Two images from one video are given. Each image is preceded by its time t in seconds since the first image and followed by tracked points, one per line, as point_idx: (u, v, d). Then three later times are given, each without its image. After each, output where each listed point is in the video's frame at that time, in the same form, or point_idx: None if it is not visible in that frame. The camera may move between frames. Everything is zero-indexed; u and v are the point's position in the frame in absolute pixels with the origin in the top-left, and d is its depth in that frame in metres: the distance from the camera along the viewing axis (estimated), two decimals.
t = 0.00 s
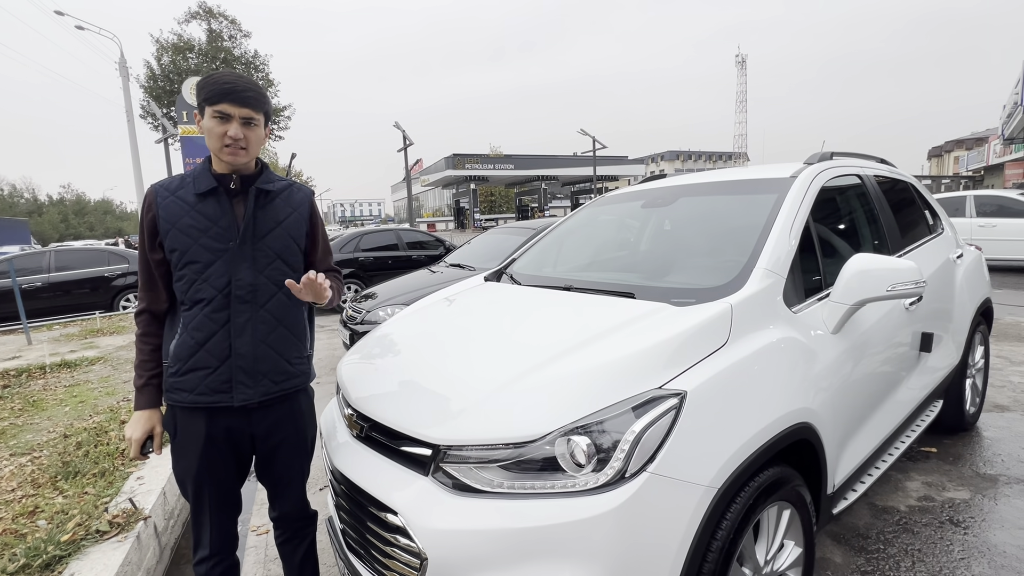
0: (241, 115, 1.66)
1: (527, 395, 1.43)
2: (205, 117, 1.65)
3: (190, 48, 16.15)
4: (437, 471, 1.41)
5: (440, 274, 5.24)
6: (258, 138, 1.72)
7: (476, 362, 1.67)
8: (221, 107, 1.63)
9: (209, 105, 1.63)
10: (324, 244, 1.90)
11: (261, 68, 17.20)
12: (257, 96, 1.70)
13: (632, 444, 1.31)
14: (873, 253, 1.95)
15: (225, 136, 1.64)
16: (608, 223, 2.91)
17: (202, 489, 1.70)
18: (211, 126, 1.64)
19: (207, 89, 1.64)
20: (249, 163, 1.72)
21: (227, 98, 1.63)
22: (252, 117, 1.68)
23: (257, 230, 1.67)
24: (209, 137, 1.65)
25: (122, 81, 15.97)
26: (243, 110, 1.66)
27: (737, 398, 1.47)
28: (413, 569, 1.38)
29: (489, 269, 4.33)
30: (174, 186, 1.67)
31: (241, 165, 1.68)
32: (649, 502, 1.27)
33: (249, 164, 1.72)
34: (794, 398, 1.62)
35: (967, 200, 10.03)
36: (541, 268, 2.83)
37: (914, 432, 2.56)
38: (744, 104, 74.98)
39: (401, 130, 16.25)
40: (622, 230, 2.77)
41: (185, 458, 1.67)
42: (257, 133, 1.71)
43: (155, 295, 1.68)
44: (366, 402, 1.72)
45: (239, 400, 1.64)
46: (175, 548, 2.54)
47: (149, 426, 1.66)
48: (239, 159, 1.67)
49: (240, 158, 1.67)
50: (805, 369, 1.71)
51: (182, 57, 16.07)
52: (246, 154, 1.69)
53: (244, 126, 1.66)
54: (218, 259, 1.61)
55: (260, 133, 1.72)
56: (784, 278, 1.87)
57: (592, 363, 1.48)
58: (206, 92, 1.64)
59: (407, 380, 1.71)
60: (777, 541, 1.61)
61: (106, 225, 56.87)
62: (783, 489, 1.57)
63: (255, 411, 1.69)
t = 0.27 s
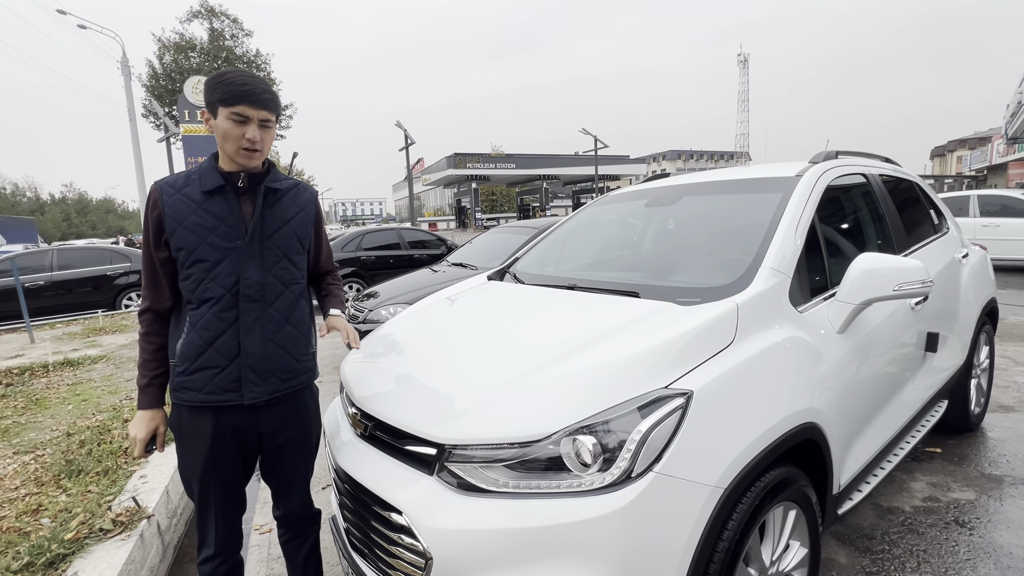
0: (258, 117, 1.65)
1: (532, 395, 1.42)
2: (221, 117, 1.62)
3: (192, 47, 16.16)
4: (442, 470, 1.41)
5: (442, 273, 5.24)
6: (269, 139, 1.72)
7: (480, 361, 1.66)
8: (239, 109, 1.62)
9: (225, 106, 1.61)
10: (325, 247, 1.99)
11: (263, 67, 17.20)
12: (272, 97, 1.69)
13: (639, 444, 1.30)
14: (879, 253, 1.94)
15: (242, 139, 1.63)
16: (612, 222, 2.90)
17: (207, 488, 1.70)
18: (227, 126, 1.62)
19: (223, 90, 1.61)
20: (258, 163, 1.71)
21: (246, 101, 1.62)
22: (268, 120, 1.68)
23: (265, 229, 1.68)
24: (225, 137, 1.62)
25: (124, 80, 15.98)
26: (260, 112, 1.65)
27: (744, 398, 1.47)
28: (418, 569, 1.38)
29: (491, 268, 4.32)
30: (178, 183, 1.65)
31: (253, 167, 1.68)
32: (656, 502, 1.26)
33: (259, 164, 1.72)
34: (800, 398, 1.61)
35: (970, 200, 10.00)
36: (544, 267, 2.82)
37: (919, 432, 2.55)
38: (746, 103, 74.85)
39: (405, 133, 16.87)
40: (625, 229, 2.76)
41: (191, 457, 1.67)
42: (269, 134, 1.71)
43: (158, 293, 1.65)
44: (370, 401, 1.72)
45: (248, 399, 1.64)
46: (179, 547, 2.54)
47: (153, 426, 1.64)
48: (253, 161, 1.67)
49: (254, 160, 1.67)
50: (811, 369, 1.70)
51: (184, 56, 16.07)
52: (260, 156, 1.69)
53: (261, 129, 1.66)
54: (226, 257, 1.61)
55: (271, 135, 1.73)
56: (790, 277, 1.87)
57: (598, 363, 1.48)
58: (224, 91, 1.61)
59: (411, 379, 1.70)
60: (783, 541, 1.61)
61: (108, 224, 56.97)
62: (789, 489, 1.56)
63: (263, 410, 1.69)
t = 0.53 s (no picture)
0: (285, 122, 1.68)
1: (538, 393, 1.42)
2: (250, 122, 1.61)
3: (196, 46, 16.20)
4: (448, 468, 1.40)
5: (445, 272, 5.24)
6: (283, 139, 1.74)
7: (485, 360, 1.66)
8: (272, 115, 1.63)
9: (257, 112, 1.61)
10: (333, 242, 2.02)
11: (267, 65, 17.24)
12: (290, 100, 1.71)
13: (645, 442, 1.30)
14: (886, 252, 1.93)
15: (274, 144, 1.66)
16: (616, 221, 2.89)
17: (214, 485, 1.70)
18: (257, 132, 1.62)
19: (254, 95, 1.60)
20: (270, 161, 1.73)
21: (277, 108, 1.64)
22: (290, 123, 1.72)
23: (273, 225, 1.69)
24: (256, 143, 1.63)
25: (129, 78, 16.03)
26: (286, 118, 1.68)
27: (750, 397, 1.46)
28: (424, 566, 1.38)
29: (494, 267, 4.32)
30: (184, 180, 1.64)
31: (268, 168, 1.70)
32: (662, 501, 1.26)
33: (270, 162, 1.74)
34: (806, 397, 1.61)
35: (975, 200, 9.97)
36: (548, 266, 2.81)
37: (925, 432, 2.54)
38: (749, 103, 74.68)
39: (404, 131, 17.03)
40: (629, 228, 2.75)
41: (198, 455, 1.67)
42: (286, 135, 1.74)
43: (165, 291, 1.65)
44: (374, 398, 1.72)
45: (259, 395, 1.65)
46: (183, 544, 2.55)
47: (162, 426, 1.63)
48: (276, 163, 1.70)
49: (276, 162, 1.71)
50: (817, 368, 1.69)
51: (187, 55, 16.11)
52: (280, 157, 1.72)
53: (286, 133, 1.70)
54: (235, 254, 1.62)
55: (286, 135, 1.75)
56: (796, 276, 1.86)
57: (604, 361, 1.47)
58: (258, 97, 1.60)
59: (416, 377, 1.70)
60: (788, 541, 1.60)
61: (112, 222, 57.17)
62: (795, 488, 1.55)
63: (271, 406, 1.70)
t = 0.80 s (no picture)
0: (286, 114, 1.66)
1: (541, 392, 1.41)
2: (249, 114, 1.60)
3: (200, 45, 16.25)
4: (450, 466, 1.40)
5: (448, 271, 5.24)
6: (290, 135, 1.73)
7: (488, 358, 1.66)
8: (270, 107, 1.62)
9: (256, 103, 1.61)
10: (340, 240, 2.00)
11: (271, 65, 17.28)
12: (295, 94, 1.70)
13: (647, 441, 1.29)
14: (892, 252, 1.91)
15: (274, 136, 1.64)
16: (620, 220, 2.87)
17: (215, 480, 1.70)
18: (256, 124, 1.61)
19: (254, 87, 1.61)
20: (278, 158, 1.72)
21: (277, 99, 1.63)
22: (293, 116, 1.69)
23: (281, 223, 1.69)
24: (256, 135, 1.62)
25: (133, 78, 16.08)
26: (288, 110, 1.66)
27: (753, 397, 1.45)
28: (425, 565, 1.37)
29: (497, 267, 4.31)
30: (194, 174, 1.64)
31: (274, 163, 1.69)
32: (664, 501, 1.25)
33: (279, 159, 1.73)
34: (810, 397, 1.60)
35: (981, 201, 9.92)
36: (550, 265, 2.81)
37: (929, 434, 2.53)
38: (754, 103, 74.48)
39: (400, 124, 17.77)
40: (633, 227, 2.74)
41: (200, 450, 1.67)
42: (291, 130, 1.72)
43: (171, 285, 1.65)
44: (377, 397, 1.72)
45: (262, 392, 1.65)
46: (186, 541, 2.55)
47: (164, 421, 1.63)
48: (278, 157, 1.68)
49: (279, 156, 1.68)
50: (821, 368, 1.68)
51: (192, 54, 16.16)
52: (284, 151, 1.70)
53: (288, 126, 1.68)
54: (242, 250, 1.62)
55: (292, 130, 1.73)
56: (801, 276, 1.85)
57: (607, 360, 1.46)
58: (256, 89, 1.60)
59: (417, 376, 1.70)
60: (791, 541, 1.60)
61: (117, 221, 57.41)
62: (799, 489, 1.55)
63: (274, 403, 1.70)
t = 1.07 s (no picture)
0: (274, 110, 1.66)
1: (542, 392, 1.41)
2: (238, 111, 1.64)
3: (205, 45, 16.30)
4: (451, 465, 1.40)
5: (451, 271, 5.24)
6: (289, 134, 1.72)
7: (490, 358, 1.65)
8: (254, 102, 1.64)
9: (244, 98, 1.64)
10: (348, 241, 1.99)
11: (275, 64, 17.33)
12: (289, 90, 1.70)
13: (648, 441, 1.29)
14: (895, 253, 1.90)
15: (258, 131, 1.65)
16: (622, 220, 2.87)
17: (217, 477, 1.70)
18: (243, 120, 1.64)
19: (242, 83, 1.64)
20: (279, 157, 1.72)
21: (262, 93, 1.64)
22: (284, 113, 1.68)
23: (284, 223, 1.69)
24: (243, 131, 1.65)
25: (139, 77, 16.15)
26: (277, 105, 1.67)
27: (755, 398, 1.45)
28: (426, 564, 1.37)
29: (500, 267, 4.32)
30: (201, 174, 1.66)
31: (273, 161, 1.69)
32: (665, 501, 1.25)
33: (280, 159, 1.73)
34: (813, 398, 1.59)
35: (986, 202, 9.87)
36: (553, 265, 2.81)
37: (933, 436, 2.51)
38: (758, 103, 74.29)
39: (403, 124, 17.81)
40: (636, 227, 2.74)
41: (202, 447, 1.68)
42: (289, 128, 1.72)
43: (177, 283, 1.66)
44: (378, 396, 1.72)
45: (261, 391, 1.65)
46: (189, 539, 2.56)
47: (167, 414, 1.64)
48: (269, 154, 1.67)
49: (271, 154, 1.68)
50: (823, 369, 1.68)
51: (196, 54, 16.21)
52: (278, 148, 1.69)
53: (277, 122, 1.67)
54: (245, 250, 1.62)
55: (291, 129, 1.72)
56: (804, 276, 1.84)
57: (609, 360, 1.46)
58: (242, 86, 1.64)
59: (419, 375, 1.70)
60: (793, 543, 1.59)
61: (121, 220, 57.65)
62: (801, 490, 1.54)
63: (274, 402, 1.70)
